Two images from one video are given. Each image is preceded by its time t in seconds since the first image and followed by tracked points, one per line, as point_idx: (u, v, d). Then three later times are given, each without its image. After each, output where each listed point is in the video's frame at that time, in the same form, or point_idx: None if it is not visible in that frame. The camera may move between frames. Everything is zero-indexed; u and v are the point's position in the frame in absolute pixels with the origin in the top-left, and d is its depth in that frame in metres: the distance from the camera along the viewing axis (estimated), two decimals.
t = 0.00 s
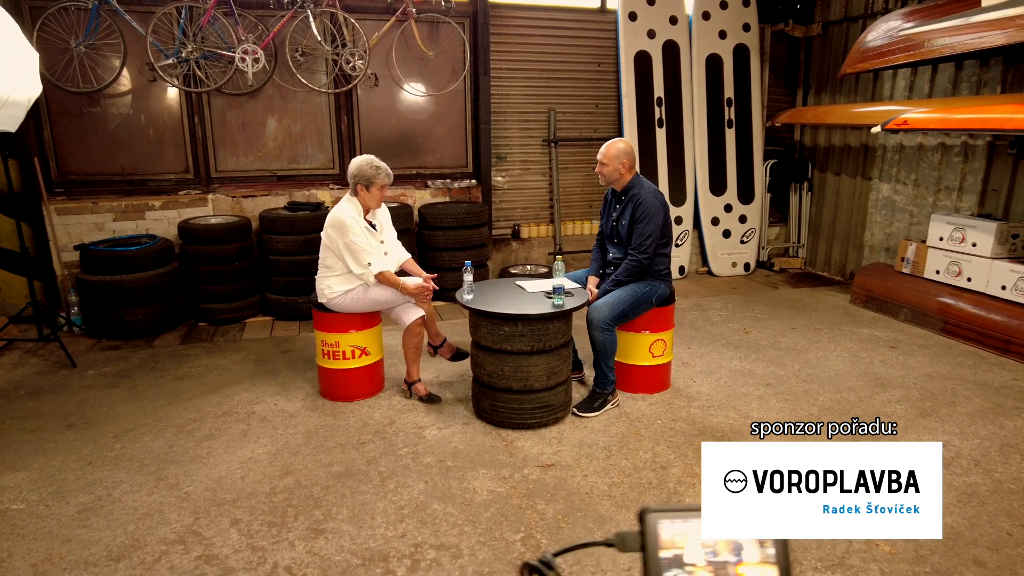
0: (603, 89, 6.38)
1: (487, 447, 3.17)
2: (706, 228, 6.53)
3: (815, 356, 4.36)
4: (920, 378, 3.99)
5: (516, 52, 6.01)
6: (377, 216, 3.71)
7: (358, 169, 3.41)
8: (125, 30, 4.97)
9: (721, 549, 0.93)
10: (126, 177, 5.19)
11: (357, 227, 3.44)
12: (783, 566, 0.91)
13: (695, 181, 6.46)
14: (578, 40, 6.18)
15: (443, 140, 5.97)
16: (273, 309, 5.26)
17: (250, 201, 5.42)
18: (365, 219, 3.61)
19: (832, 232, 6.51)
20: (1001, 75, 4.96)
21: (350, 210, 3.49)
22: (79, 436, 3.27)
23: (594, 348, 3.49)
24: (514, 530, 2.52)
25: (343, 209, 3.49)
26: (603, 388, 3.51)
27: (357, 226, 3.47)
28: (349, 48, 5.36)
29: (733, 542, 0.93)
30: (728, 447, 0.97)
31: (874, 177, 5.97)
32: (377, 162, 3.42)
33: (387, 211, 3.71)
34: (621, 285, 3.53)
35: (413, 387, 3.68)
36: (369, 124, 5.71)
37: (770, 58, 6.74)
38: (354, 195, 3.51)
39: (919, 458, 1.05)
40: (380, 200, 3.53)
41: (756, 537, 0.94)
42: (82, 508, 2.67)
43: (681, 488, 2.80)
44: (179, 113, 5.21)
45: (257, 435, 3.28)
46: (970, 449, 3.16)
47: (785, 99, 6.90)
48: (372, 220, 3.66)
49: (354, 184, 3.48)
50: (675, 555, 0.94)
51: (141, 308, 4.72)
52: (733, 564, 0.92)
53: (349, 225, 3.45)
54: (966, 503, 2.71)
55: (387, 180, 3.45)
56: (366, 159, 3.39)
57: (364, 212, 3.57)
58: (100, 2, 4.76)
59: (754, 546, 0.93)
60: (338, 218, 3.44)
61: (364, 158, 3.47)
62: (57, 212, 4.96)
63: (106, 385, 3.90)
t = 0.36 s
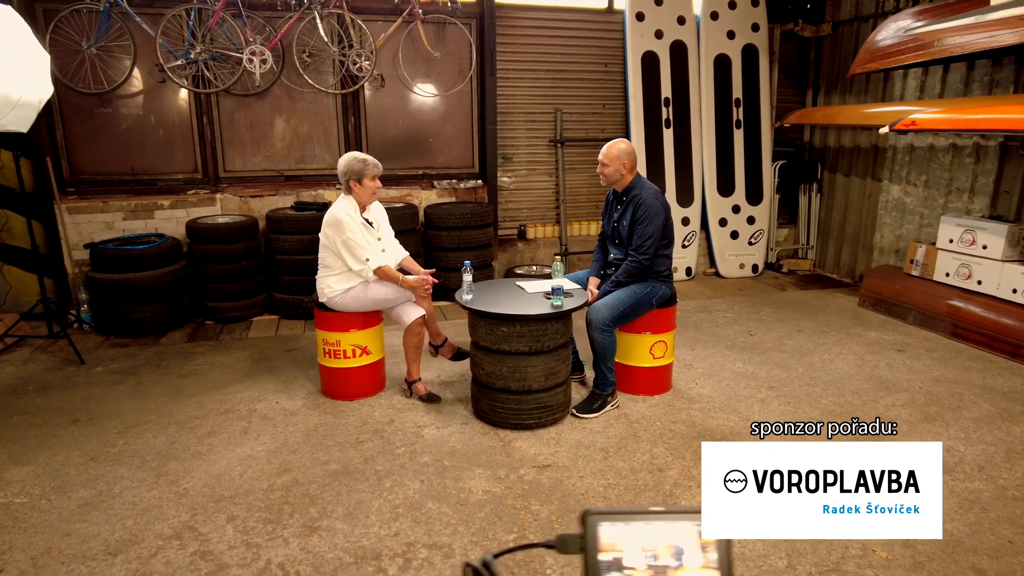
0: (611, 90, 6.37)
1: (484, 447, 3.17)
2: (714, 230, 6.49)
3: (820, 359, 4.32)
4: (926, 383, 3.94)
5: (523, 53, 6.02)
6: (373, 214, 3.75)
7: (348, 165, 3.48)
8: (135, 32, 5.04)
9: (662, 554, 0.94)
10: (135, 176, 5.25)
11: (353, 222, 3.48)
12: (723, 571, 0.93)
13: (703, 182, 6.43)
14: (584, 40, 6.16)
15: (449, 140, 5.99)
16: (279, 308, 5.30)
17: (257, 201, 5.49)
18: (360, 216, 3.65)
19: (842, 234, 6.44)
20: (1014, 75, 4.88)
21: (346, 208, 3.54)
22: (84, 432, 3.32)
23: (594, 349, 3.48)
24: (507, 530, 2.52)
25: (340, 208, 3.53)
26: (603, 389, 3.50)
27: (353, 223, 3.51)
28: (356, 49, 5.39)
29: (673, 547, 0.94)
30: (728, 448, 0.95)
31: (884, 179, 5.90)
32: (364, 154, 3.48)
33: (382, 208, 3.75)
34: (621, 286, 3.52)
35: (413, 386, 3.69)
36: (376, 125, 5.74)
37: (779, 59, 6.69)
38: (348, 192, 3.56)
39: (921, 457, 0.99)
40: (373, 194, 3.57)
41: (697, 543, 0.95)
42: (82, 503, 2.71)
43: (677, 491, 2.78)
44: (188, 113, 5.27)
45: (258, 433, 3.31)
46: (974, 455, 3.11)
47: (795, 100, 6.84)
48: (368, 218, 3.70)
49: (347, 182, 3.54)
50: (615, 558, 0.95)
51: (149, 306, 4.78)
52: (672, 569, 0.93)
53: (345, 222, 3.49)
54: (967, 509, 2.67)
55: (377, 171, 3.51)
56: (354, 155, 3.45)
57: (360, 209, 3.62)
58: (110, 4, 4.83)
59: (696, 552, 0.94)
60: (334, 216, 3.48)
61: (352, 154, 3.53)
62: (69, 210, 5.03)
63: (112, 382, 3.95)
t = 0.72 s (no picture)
0: (618, 89, 6.35)
1: (481, 446, 3.18)
2: (722, 230, 6.44)
3: (825, 361, 4.28)
4: (932, 386, 3.88)
5: (530, 53, 6.02)
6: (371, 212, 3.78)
7: (336, 164, 3.52)
8: (145, 33, 5.10)
9: (596, 556, 0.93)
10: (145, 175, 5.32)
11: (351, 217, 3.51)
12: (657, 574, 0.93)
13: (710, 182, 6.39)
14: (591, 39, 6.15)
15: (456, 140, 6.00)
16: (285, 306, 5.35)
17: (265, 199, 5.51)
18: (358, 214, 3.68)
19: (852, 234, 6.37)
20: None
21: (344, 204, 3.58)
22: (89, 427, 3.37)
23: (593, 349, 3.48)
24: (499, 529, 2.52)
25: (338, 204, 3.58)
26: (602, 389, 3.49)
27: (352, 218, 3.54)
28: (363, 49, 5.42)
29: (607, 550, 0.93)
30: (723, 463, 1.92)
31: (895, 179, 5.83)
32: (349, 151, 3.52)
33: (378, 205, 3.78)
34: (621, 287, 3.51)
35: (413, 385, 3.71)
36: (383, 124, 5.77)
37: (789, 57, 6.63)
38: (344, 190, 3.60)
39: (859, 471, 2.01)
40: (369, 188, 3.61)
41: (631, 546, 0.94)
42: (84, 496, 2.76)
43: (672, 492, 2.77)
44: (197, 112, 5.33)
45: (258, 429, 3.35)
46: (977, 460, 3.06)
47: (805, 99, 6.78)
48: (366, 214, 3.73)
49: (341, 180, 3.59)
50: (548, 557, 0.94)
51: (157, 304, 4.84)
52: (606, 569, 0.93)
53: (343, 218, 3.53)
54: (967, 514, 2.63)
55: (365, 163, 3.54)
56: (343, 152, 3.50)
57: (357, 205, 3.66)
58: (121, 5, 4.90)
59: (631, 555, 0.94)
60: (332, 212, 3.52)
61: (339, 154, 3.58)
62: (80, 209, 5.11)
63: (119, 378, 4.01)
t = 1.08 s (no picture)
0: (625, 90, 6.33)
1: (479, 446, 3.19)
2: (729, 231, 6.40)
3: (829, 364, 4.24)
4: (938, 391, 3.83)
5: (537, 54, 6.02)
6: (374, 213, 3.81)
7: (346, 164, 3.56)
8: (156, 34, 5.17)
9: (535, 556, 0.87)
10: (155, 175, 5.39)
11: (355, 218, 3.54)
12: None
13: (718, 183, 6.36)
14: (598, 40, 6.13)
15: (463, 140, 6.02)
16: (291, 305, 5.40)
17: (273, 200, 5.55)
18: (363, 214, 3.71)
19: (861, 236, 6.31)
20: None
21: (349, 204, 3.61)
22: (95, 422, 3.43)
23: (592, 351, 3.47)
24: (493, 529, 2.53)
25: (343, 204, 3.60)
26: (602, 391, 3.48)
27: (356, 219, 3.57)
28: (370, 50, 5.46)
29: (547, 550, 0.87)
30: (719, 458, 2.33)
31: (905, 180, 5.76)
32: (359, 152, 3.55)
33: (382, 206, 3.80)
34: (621, 288, 3.50)
35: (414, 385, 3.73)
36: (390, 125, 5.80)
37: (799, 58, 6.58)
38: (350, 190, 3.63)
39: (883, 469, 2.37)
40: (374, 189, 3.63)
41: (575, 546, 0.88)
42: (87, 491, 2.81)
43: (669, 494, 2.76)
44: (206, 112, 5.39)
45: (259, 427, 3.38)
46: (981, 465, 3.02)
47: (815, 99, 6.72)
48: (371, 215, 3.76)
49: (347, 179, 3.62)
50: (489, 556, 0.87)
51: (165, 302, 4.90)
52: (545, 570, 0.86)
53: (348, 218, 3.56)
54: (967, 520, 2.59)
55: (374, 165, 3.57)
56: (351, 152, 3.53)
57: (362, 206, 3.68)
58: (132, 8, 4.96)
59: (574, 554, 0.87)
60: (337, 212, 3.56)
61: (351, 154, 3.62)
62: (91, 208, 5.19)
63: (125, 375, 4.07)
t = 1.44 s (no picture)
0: (632, 91, 6.31)
1: (476, 446, 3.20)
2: (737, 233, 6.36)
3: (833, 367, 4.20)
4: (943, 395, 3.78)
5: (543, 54, 6.03)
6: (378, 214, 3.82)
7: (353, 163, 3.59)
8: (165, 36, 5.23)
9: (470, 550, 0.94)
10: (164, 175, 5.47)
11: (355, 219, 3.56)
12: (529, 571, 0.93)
13: (726, 185, 6.32)
14: (605, 41, 6.12)
15: (469, 140, 6.03)
16: (297, 304, 5.44)
17: (280, 200, 5.66)
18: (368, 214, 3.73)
19: (870, 238, 6.24)
20: None
21: (352, 204, 3.63)
22: (100, 418, 3.48)
23: (590, 351, 3.47)
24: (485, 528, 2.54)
25: (347, 204, 3.63)
26: (600, 392, 3.48)
27: (357, 219, 3.58)
28: (376, 51, 5.49)
29: (480, 548, 0.94)
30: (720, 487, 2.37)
31: (915, 182, 5.70)
32: (367, 153, 3.59)
33: (387, 207, 3.81)
34: (620, 289, 3.50)
35: (414, 384, 3.75)
36: (396, 125, 5.83)
37: (808, 58, 6.52)
38: (355, 190, 3.65)
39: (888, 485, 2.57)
40: (379, 190, 3.65)
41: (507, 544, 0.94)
42: (88, 486, 2.85)
43: (663, 496, 2.75)
44: (215, 113, 5.46)
45: (260, 425, 3.42)
46: (983, 471, 2.98)
47: (825, 100, 6.66)
48: (374, 216, 3.77)
49: (354, 180, 3.64)
50: (424, 552, 0.95)
51: (172, 301, 4.97)
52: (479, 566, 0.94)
53: (348, 218, 3.57)
54: (966, 527, 2.56)
55: (380, 167, 3.60)
56: (358, 153, 3.57)
57: (366, 206, 3.70)
58: (142, 11, 5.01)
59: (505, 552, 0.94)
60: (339, 212, 3.58)
61: (359, 154, 3.65)
62: (102, 207, 5.27)
63: (132, 372, 4.13)
